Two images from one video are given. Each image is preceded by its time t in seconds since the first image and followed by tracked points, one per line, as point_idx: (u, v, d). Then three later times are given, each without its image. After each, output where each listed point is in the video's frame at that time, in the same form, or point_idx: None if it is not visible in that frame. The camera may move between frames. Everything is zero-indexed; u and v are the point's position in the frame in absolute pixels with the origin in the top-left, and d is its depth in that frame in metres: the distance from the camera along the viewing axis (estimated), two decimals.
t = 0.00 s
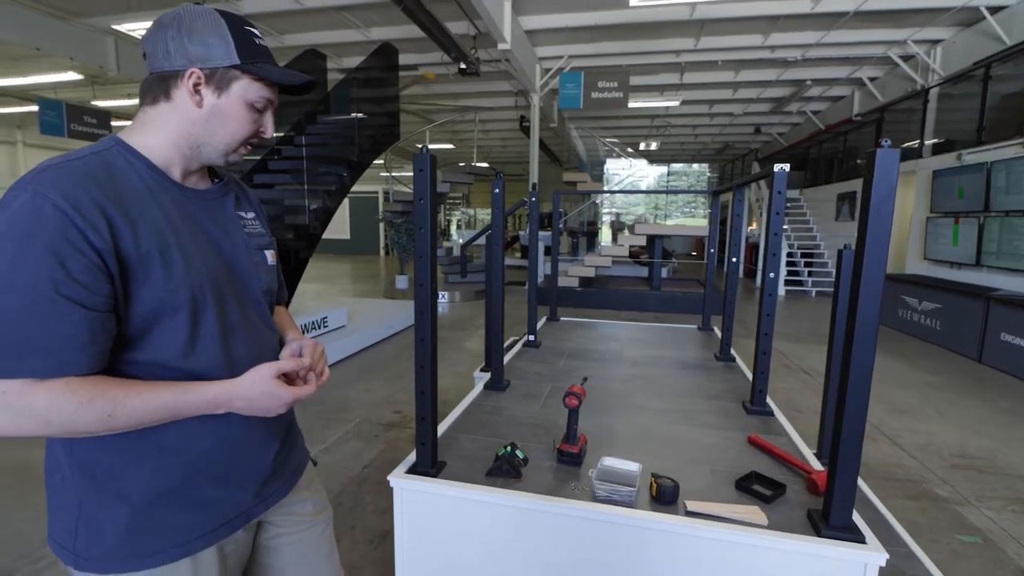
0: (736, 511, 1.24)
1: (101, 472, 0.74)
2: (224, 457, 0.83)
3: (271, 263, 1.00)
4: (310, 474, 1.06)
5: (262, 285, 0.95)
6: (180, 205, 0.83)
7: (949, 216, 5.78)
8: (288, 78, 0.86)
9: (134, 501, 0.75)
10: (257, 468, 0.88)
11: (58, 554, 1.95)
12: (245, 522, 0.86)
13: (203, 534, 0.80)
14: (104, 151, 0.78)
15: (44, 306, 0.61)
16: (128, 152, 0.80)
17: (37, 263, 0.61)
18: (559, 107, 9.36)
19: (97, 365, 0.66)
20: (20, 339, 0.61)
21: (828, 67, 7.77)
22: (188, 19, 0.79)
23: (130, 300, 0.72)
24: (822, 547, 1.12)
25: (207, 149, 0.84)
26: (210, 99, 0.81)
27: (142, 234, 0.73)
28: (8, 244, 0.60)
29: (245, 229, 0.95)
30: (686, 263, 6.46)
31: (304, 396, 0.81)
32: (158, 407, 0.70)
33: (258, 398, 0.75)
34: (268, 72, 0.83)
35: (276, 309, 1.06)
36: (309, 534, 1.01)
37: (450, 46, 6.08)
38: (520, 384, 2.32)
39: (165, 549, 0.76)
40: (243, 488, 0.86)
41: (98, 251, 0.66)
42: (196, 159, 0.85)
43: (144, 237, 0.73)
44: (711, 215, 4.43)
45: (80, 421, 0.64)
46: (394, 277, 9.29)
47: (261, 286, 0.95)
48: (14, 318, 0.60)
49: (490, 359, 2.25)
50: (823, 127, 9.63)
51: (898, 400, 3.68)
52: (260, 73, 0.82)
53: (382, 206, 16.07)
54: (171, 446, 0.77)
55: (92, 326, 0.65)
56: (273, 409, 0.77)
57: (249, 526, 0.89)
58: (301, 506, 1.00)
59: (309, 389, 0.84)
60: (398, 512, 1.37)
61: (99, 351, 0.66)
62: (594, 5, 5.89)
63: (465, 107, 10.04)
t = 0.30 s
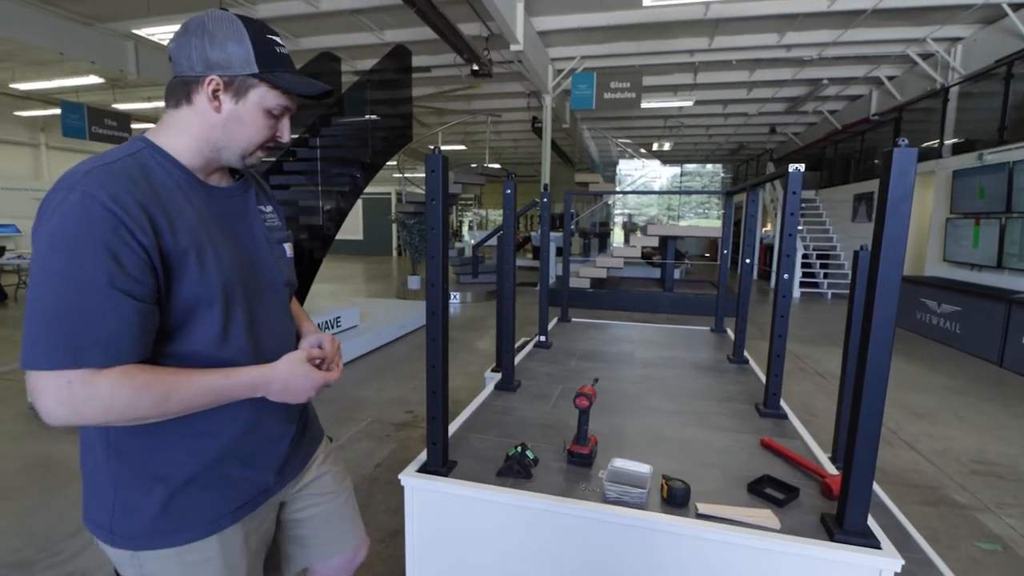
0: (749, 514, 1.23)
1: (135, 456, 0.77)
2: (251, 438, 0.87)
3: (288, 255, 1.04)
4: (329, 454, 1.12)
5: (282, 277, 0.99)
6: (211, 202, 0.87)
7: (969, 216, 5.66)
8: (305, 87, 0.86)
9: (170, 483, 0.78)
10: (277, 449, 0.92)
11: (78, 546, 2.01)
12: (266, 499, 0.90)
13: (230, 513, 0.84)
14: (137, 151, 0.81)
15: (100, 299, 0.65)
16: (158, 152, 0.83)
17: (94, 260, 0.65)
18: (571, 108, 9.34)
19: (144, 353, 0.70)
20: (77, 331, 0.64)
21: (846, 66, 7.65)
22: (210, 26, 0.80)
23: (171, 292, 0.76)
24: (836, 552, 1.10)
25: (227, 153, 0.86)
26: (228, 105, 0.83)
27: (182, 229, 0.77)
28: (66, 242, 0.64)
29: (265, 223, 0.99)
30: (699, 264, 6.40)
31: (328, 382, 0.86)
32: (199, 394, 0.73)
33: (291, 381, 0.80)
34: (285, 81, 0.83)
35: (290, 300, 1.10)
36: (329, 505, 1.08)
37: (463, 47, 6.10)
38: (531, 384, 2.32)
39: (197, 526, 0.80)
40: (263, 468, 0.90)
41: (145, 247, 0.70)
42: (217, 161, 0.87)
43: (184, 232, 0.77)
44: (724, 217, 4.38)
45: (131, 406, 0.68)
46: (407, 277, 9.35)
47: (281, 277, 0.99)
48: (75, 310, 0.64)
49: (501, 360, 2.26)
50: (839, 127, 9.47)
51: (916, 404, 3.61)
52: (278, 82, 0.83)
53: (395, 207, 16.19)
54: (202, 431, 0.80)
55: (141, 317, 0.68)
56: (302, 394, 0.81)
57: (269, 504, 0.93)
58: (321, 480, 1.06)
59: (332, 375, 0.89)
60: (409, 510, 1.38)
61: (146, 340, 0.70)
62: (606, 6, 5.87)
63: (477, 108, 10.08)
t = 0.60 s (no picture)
0: (754, 515, 1.23)
1: (185, 430, 0.85)
2: (281, 422, 0.93)
3: (320, 252, 1.10)
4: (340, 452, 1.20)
5: (316, 271, 1.05)
6: (251, 201, 0.94)
7: (978, 217, 5.60)
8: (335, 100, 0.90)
9: (214, 455, 0.86)
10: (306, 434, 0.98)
11: (86, 543, 2.03)
12: (295, 480, 0.96)
13: (265, 488, 0.90)
14: (185, 154, 0.88)
15: (147, 286, 0.72)
16: (202, 157, 0.90)
17: (142, 251, 0.72)
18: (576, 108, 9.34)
19: (185, 336, 0.77)
20: (127, 314, 0.72)
21: (852, 66, 7.60)
22: (252, 44, 0.86)
23: (211, 283, 0.82)
24: (841, 553, 1.10)
25: (263, 161, 0.92)
26: (264, 118, 0.88)
27: (222, 226, 0.84)
28: (120, 235, 0.72)
29: (299, 222, 1.05)
30: (704, 265, 6.38)
31: (350, 378, 0.91)
32: (233, 377, 0.79)
33: (313, 373, 0.85)
34: (316, 95, 0.88)
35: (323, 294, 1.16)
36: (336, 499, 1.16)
37: (468, 49, 6.12)
38: (535, 384, 2.32)
39: (234, 499, 0.87)
40: (295, 450, 0.96)
41: (188, 240, 0.77)
42: (255, 167, 0.93)
43: (223, 228, 0.84)
44: (731, 217, 4.35)
45: (170, 384, 0.74)
46: (412, 278, 9.37)
47: (314, 272, 1.04)
48: (127, 296, 0.72)
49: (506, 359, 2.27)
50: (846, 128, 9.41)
51: (923, 406, 3.58)
52: (308, 96, 0.87)
53: (400, 207, 16.23)
54: (241, 411, 0.87)
55: (183, 304, 0.75)
56: (324, 388, 0.86)
57: (298, 483, 1.00)
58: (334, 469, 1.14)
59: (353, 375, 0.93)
60: (413, 509, 1.38)
61: (187, 324, 0.76)
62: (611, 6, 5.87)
63: (483, 109, 10.09)
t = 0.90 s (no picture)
0: (756, 515, 1.23)
1: (232, 403, 0.98)
2: (313, 402, 1.06)
3: (352, 252, 1.23)
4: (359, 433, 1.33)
5: (347, 271, 1.17)
6: (294, 205, 1.06)
7: (983, 217, 5.58)
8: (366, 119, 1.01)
9: (252, 427, 0.99)
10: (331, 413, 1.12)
11: (89, 542, 2.04)
12: (320, 452, 1.10)
13: (294, 459, 1.03)
14: (243, 162, 1.02)
15: (210, 279, 0.84)
16: (256, 164, 1.03)
17: (208, 248, 0.84)
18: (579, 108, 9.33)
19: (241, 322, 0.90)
20: (194, 300, 0.84)
21: (856, 65, 7.58)
22: (300, 70, 0.99)
23: (261, 277, 0.95)
24: (842, 553, 1.10)
25: (305, 170, 1.04)
26: (305, 132, 1.00)
27: (270, 228, 0.96)
28: (191, 233, 0.84)
29: (336, 224, 1.18)
30: (707, 265, 6.36)
31: (381, 378, 0.98)
32: (276, 365, 0.89)
33: (346, 372, 0.94)
34: (350, 114, 0.99)
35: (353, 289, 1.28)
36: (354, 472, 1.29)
37: (471, 49, 6.13)
38: (537, 384, 2.32)
39: (267, 467, 1.00)
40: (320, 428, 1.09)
41: (243, 240, 0.89)
42: (299, 176, 1.06)
43: (272, 230, 0.96)
44: (734, 217, 4.34)
45: (226, 364, 0.86)
46: (414, 278, 9.38)
47: (345, 271, 1.17)
48: (196, 285, 0.84)
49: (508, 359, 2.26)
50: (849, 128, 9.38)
51: (927, 407, 3.57)
52: (342, 114, 0.99)
53: (403, 208, 16.26)
54: (278, 391, 1.00)
55: (240, 294, 0.88)
56: (355, 387, 0.95)
57: (323, 458, 1.13)
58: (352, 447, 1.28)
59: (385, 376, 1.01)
60: (414, 508, 1.39)
61: (240, 312, 0.88)
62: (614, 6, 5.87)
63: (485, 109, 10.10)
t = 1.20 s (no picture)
0: (757, 515, 1.22)
1: (259, 385, 1.14)
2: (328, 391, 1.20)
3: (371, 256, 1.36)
4: (369, 422, 1.44)
5: (363, 274, 1.30)
6: (318, 214, 1.20)
7: (986, 217, 5.56)
8: (380, 139, 1.11)
9: (273, 408, 1.15)
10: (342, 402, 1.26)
11: (91, 540, 2.05)
12: (330, 436, 1.24)
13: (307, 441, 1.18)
14: (276, 173, 1.16)
15: (243, 279, 0.99)
16: (287, 175, 1.17)
17: (243, 252, 0.99)
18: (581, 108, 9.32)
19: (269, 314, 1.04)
20: (230, 295, 0.99)
21: (858, 65, 7.55)
22: (326, 91, 1.10)
23: (286, 274, 1.10)
24: (843, 553, 1.09)
25: (326, 181, 1.17)
26: (326, 147, 1.12)
27: (295, 235, 1.10)
28: (229, 237, 1.00)
29: (358, 231, 1.31)
30: (710, 265, 6.35)
31: (398, 392, 1.05)
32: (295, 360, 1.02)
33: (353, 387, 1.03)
34: (365, 134, 1.09)
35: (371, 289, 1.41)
36: (363, 457, 1.41)
37: (473, 50, 6.15)
38: (538, 383, 2.33)
39: (284, 445, 1.15)
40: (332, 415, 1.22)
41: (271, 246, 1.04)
42: (322, 186, 1.19)
43: (296, 237, 1.10)
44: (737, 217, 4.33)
45: (254, 352, 1.01)
46: (416, 278, 9.39)
47: (362, 275, 1.29)
48: (234, 281, 0.99)
49: (509, 358, 2.26)
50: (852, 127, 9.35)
51: (930, 407, 3.55)
52: (358, 134, 1.10)
53: (405, 208, 16.27)
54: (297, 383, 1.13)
55: (267, 291, 1.02)
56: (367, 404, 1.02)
57: (333, 444, 1.26)
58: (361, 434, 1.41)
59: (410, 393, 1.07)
60: (415, 507, 1.39)
61: (267, 309, 1.03)
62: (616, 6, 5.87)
63: (487, 109, 10.10)
